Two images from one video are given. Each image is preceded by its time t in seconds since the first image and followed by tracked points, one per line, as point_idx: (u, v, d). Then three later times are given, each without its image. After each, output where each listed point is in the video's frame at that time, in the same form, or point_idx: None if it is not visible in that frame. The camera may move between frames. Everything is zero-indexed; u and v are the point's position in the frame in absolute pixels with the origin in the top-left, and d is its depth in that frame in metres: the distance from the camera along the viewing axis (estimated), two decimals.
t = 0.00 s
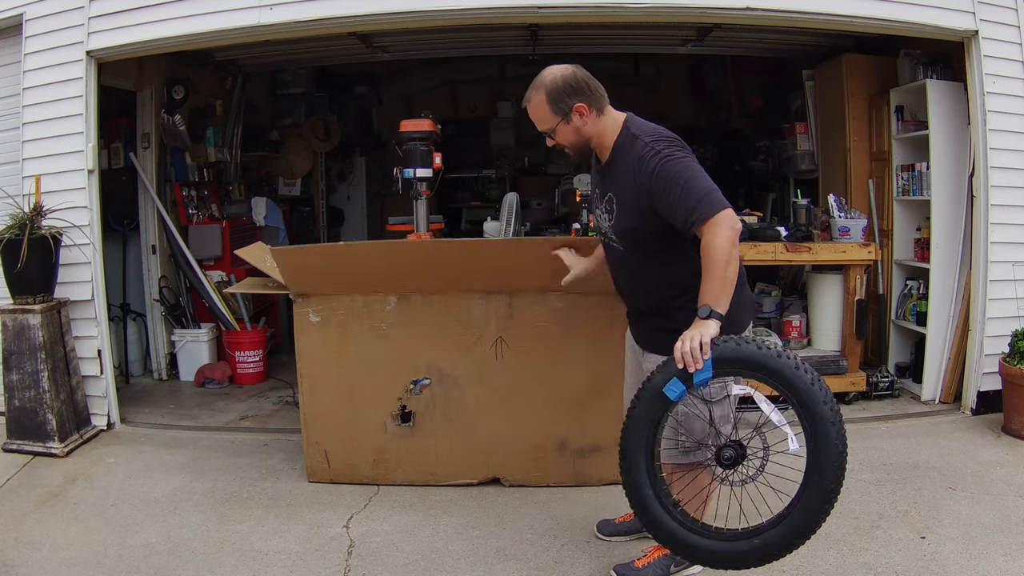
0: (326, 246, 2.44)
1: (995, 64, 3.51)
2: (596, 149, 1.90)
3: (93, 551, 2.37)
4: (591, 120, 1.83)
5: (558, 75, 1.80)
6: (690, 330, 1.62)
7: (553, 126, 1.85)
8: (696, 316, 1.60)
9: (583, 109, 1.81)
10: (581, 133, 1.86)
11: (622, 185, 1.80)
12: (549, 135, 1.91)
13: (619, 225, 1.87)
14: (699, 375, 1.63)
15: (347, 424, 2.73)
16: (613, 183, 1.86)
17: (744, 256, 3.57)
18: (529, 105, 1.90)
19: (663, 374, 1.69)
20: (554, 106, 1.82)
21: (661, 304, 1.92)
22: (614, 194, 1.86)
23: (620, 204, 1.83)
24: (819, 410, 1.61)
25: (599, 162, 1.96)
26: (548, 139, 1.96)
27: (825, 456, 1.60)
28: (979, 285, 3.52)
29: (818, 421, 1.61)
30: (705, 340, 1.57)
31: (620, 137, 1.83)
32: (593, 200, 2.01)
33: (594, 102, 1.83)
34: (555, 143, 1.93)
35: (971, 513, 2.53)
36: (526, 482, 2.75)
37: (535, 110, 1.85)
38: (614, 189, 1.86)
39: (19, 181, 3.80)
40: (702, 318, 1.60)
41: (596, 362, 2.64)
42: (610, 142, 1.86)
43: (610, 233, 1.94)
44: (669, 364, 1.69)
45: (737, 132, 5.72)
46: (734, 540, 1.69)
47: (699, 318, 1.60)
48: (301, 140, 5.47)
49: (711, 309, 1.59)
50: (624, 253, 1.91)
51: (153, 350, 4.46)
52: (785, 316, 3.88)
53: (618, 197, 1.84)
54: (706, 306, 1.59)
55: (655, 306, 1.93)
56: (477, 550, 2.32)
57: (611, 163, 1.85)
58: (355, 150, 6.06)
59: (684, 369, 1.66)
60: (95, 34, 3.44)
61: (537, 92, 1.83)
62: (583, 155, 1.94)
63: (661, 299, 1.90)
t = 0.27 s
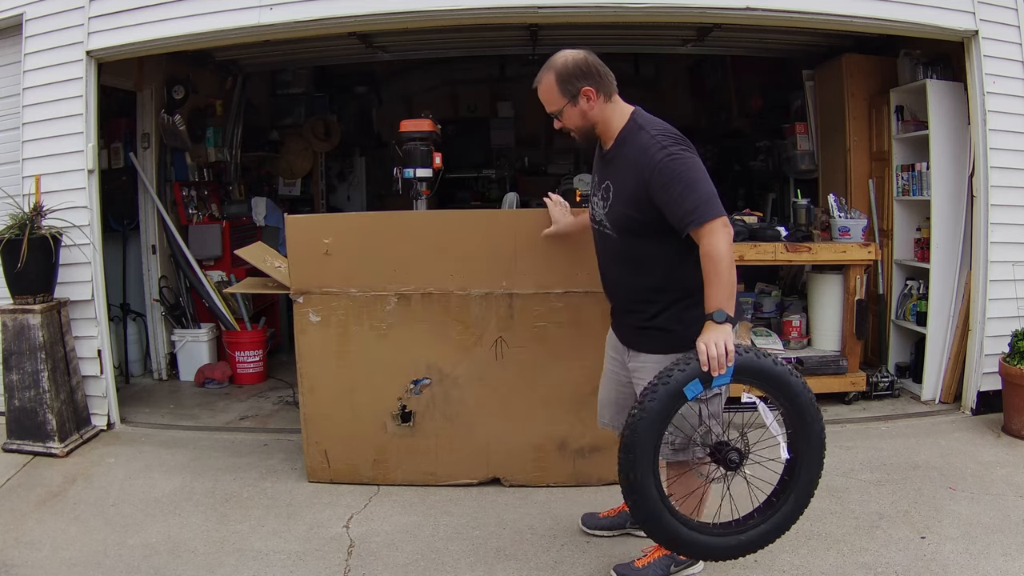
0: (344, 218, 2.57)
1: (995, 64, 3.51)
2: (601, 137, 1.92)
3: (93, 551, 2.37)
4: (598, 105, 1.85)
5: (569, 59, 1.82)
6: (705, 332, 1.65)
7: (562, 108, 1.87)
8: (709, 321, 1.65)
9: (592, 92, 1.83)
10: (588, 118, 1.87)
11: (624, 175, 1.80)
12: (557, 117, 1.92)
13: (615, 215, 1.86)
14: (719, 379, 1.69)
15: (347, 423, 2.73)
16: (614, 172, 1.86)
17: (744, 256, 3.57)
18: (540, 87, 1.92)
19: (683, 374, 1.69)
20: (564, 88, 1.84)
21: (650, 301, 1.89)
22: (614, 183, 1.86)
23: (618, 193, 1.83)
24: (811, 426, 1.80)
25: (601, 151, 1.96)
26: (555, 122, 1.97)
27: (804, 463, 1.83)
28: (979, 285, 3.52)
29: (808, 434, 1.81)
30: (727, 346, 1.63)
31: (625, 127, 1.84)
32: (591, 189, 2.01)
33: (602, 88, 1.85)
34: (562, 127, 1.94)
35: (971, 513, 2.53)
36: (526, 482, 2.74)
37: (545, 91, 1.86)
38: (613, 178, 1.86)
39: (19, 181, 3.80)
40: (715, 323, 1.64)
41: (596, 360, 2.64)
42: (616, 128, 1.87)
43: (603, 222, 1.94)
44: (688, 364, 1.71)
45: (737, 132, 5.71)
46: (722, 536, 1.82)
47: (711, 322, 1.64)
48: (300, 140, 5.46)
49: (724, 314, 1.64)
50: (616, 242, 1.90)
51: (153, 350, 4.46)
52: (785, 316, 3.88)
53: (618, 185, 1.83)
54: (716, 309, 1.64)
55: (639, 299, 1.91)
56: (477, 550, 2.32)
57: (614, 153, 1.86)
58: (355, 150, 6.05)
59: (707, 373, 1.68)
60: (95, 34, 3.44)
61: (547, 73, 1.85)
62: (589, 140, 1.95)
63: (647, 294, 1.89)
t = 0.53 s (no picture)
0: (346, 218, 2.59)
1: (995, 64, 3.51)
2: (594, 131, 1.96)
3: (93, 551, 2.37)
4: (594, 99, 1.89)
5: (570, 52, 1.86)
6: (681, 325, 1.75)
7: (560, 100, 1.90)
8: (684, 312, 1.75)
9: (590, 86, 1.87)
10: (585, 111, 1.91)
11: (613, 165, 1.86)
12: (554, 109, 1.95)
13: (598, 203, 1.91)
14: (693, 366, 1.77)
15: (347, 423, 2.73)
16: (601, 162, 1.91)
17: (744, 256, 3.57)
18: (539, 78, 1.95)
19: (663, 357, 1.74)
20: (564, 80, 1.87)
21: (621, 290, 1.96)
22: (600, 172, 1.91)
23: (604, 182, 1.88)
24: (754, 417, 1.97)
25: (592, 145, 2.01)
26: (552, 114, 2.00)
27: (744, 448, 2.00)
28: (979, 285, 3.52)
29: (750, 425, 1.97)
30: (704, 335, 1.74)
31: (617, 122, 1.90)
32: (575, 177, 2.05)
33: (599, 82, 1.90)
34: (558, 119, 1.97)
35: (971, 513, 2.52)
36: (526, 483, 2.74)
37: (545, 82, 1.89)
38: (601, 168, 1.91)
39: (19, 181, 3.80)
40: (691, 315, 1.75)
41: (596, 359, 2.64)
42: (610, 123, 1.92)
43: (585, 210, 1.98)
44: (668, 349, 1.75)
45: (737, 132, 5.71)
46: (672, 512, 1.93)
47: (690, 315, 1.74)
48: (300, 140, 5.46)
49: (700, 307, 1.74)
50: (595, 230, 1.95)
51: (153, 350, 4.46)
52: (785, 316, 3.88)
53: (605, 175, 1.88)
54: (693, 301, 1.75)
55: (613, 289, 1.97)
56: (476, 550, 2.32)
57: (604, 144, 1.91)
58: (355, 150, 6.05)
59: (684, 359, 1.75)
60: (95, 34, 3.44)
61: (548, 64, 1.88)
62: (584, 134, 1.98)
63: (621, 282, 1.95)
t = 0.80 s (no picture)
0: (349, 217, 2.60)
1: (995, 64, 3.51)
2: (577, 126, 2.02)
3: (93, 551, 2.37)
4: (578, 95, 1.96)
5: (556, 48, 1.92)
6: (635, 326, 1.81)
7: (546, 94, 1.96)
8: (640, 314, 1.80)
9: (575, 83, 1.94)
10: (569, 107, 1.97)
11: (586, 159, 1.93)
12: (539, 103, 2.01)
13: (571, 196, 1.99)
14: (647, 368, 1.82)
15: (347, 423, 2.73)
16: (577, 156, 1.98)
17: (744, 256, 3.57)
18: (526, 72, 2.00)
19: (617, 361, 1.80)
20: (550, 75, 1.93)
21: (589, 282, 2.04)
22: (576, 166, 1.98)
23: (577, 176, 1.96)
24: (710, 409, 2.03)
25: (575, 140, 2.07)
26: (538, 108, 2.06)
27: (700, 440, 2.06)
28: (979, 285, 3.52)
29: (706, 416, 2.04)
30: (657, 338, 1.80)
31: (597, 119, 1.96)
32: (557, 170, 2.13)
33: (583, 79, 1.95)
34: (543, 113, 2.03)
35: (971, 513, 2.52)
36: (527, 483, 2.74)
37: (532, 76, 1.95)
38: (576, 162, 1.98)
39: (19, 181, 3.80)
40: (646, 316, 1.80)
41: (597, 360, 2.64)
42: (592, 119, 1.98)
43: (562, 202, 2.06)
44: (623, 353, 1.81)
45: (737, 132, 5.71)
46: (631, 502, 2.01)
47: (644, 316, 1.80)
48: (300, 140, 5.46)
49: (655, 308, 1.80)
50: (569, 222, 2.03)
51: (153, 350, 4.46)
52: (785, 316, 3.88)
53: (579, 168, 1.95)
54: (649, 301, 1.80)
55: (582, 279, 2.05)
56: (476, 550, 2.32)
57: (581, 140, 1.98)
58: (355, 150, 6.04)
59: (637, 363, 1.81)
60: (95, 34, 3.44)
61: (535, 60, 1.94)
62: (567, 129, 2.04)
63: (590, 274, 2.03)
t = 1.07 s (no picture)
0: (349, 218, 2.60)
1: (995, 64, 3.51)
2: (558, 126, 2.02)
3: (93, 551, 2.37)
4: (560, 95, 1.96)
5: (538, 48, 1.92)
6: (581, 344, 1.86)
7: (528, 93, 1.96)
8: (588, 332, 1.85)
9: (556, 83, 1.94)
10: (550, 106, 1.97)
11: (551, 166, 1.92)
12: (521, 101, 2.01)
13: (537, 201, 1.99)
14: (588, 384, 1.89)
15: (347, 423, 2.73)
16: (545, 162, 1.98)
17: (744, 256, 3.57)
18: (509, 70, 2.01)
19: (557, 378, 1.90)
20: (532, 74, 1.93)
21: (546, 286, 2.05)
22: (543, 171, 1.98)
23: (542, 182, 1.96)
24: (669, 426, 2.01)
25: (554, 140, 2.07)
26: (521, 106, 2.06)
27: (664, 458, 2.04)
28: (979, 285, 3.52)
29: (667, 435, 2.02)
30: (598, 357, 1.85)
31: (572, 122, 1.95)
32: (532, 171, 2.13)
33: (566, 79, 1.95)
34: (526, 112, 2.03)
35: (971, 513, 2.52)
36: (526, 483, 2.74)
37: (515, 75, 1.95)
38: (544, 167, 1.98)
39: (19, 181, 3.80)
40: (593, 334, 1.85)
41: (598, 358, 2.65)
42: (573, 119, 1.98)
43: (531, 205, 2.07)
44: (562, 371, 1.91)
45: (737, 132, 5.71)
46: (589, 518, 2.06)
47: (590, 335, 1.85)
48: (300, 140, 5.46)
49: (600, 326, 1.84)
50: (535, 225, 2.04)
51: (153, 350, 4.46)
52: (785, 316, 3.88)
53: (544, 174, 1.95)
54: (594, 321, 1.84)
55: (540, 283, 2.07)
56: (476, 551, 2.32)
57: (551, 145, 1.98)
58: (355, 150, 6.04)
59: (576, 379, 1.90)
60: (95, 34, 3.44)
61: (518, 58, 1.94)
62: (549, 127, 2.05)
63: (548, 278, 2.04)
